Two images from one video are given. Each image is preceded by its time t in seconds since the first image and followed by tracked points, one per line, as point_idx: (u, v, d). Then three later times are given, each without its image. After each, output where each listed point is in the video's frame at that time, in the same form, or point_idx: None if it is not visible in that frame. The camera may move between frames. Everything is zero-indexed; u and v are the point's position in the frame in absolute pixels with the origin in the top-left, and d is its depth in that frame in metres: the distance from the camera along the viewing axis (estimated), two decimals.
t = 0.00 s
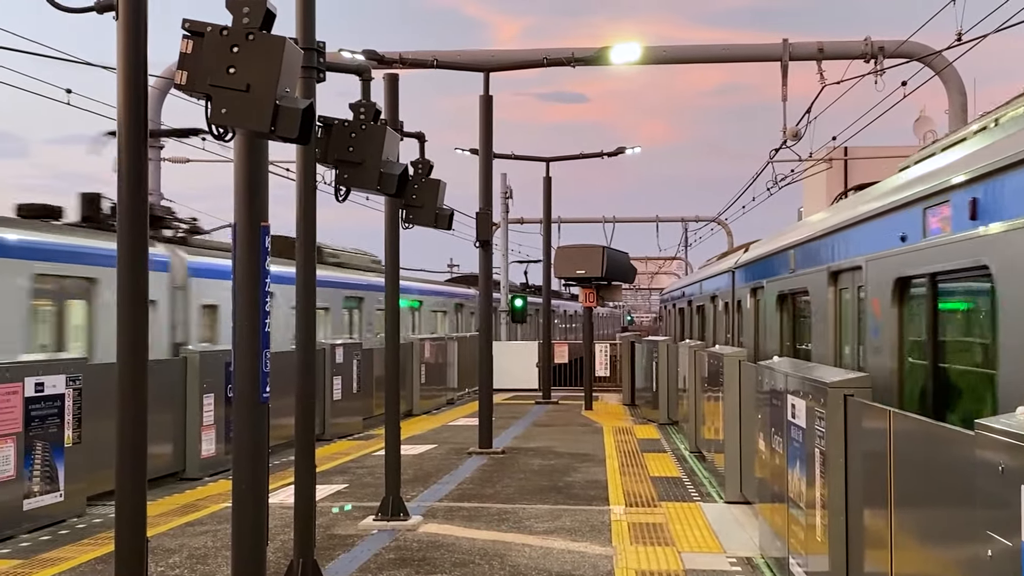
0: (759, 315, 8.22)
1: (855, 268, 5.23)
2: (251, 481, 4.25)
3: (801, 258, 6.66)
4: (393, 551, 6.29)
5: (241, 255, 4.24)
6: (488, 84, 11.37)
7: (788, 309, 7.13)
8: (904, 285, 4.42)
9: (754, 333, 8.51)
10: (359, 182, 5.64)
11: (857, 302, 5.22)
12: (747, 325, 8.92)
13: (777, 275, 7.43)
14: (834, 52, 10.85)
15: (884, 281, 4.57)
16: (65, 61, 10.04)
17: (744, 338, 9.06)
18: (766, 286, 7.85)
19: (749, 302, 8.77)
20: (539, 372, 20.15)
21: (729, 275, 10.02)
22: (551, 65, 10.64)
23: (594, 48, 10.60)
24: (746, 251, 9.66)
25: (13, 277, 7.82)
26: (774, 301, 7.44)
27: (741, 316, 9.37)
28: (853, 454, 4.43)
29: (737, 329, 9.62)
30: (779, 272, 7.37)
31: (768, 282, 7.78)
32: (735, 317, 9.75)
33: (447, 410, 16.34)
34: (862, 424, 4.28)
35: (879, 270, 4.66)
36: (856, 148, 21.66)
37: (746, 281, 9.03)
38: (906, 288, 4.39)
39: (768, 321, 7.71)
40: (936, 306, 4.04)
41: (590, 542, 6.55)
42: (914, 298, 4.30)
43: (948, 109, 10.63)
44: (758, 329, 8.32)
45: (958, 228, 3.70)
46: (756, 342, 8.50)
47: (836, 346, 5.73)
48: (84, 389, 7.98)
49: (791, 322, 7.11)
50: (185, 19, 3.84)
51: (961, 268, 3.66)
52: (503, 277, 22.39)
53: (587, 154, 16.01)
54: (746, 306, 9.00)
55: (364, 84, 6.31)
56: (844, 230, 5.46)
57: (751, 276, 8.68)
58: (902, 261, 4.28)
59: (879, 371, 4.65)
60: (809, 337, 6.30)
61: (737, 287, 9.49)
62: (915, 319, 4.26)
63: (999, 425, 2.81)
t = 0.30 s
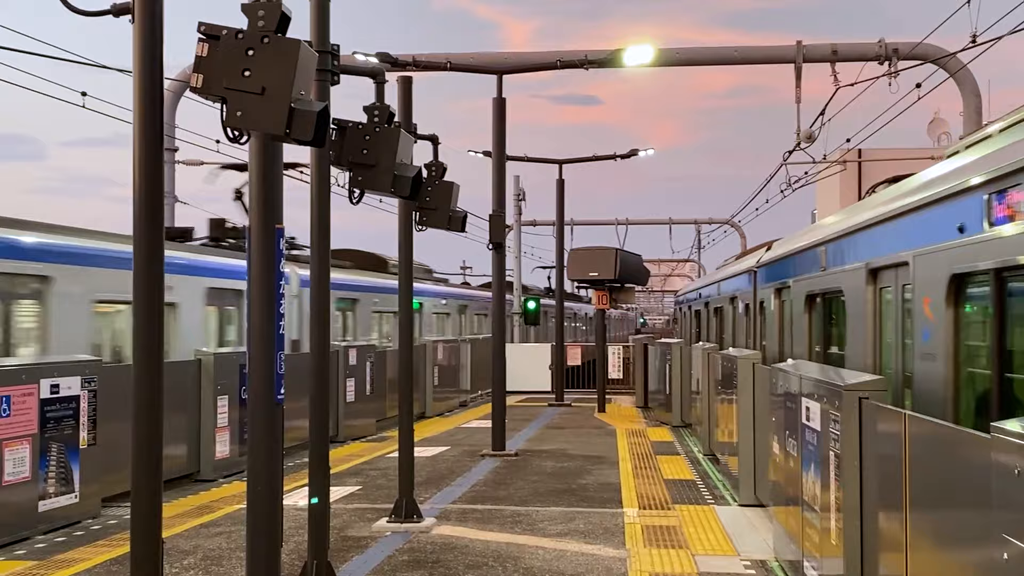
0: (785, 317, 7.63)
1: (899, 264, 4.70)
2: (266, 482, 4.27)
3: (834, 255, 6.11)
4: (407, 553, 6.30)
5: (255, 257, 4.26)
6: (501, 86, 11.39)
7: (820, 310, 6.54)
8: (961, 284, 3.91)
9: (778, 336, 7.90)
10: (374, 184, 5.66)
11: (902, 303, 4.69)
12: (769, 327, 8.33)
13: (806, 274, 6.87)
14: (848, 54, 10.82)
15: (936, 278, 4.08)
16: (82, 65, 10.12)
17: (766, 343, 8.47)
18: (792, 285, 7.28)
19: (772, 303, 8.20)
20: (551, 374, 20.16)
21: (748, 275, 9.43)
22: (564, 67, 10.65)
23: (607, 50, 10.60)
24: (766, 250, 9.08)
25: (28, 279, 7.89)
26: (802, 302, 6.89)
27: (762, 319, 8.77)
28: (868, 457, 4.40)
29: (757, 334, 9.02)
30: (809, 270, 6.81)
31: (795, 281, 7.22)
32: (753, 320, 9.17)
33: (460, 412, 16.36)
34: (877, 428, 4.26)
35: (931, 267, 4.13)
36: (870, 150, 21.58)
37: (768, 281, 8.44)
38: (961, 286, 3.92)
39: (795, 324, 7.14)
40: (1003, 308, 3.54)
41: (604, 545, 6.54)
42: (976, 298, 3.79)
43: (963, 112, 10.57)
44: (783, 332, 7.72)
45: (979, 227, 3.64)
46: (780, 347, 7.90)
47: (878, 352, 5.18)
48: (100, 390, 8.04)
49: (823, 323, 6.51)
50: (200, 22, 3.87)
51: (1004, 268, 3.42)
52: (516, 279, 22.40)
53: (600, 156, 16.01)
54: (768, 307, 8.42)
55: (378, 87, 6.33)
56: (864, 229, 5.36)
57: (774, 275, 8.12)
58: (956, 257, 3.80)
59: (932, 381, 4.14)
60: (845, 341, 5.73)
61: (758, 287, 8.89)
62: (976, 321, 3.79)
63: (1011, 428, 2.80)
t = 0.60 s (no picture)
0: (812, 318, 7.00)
1: (947, 259, 4.13)
2: (279, 481, 4.29)
3: (868, 250, 5.51)
4: (419, 555, 6.31)
5: (268, 259, 4.28)
6: (513, 88, 11.40)
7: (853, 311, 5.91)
8: None
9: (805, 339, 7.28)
10: (386, 186, 5.69)
11: (951, 302, 4.13)
12: (792, 329, 7.74)
13: (835, 272, 6.27)
14: (860, 56, 10.78)
15: (994, 273, 3.56)
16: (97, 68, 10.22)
17: (789, 347, 7.86)
18: (819, 284, 6.70)
19: (795, 304, 7.61)
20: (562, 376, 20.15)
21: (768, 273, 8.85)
22: (576, 69, 10.66)
23: (619, 52, 10.61)
24: (788, 247, 8.51)
25: (42, 281, 7.93)
26: (831, 303, 6.29)
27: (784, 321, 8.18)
28: (881, 460, 4.39)
29: (778, 336, 8.42)
30: (839, 268, 6.20)
31: (823, 280, 6.61)
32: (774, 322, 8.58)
33: (471, 414, 16.38)
34: (891, 430, 4.24)
35: (990, 261, 3.60)
36: (882, 151, 21.49)
37: (792, 279, 7.83)
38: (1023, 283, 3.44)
39: (823, 327, 6.54)
40: None
41: (616, 547, 6.54)
42: None
43: (976, 113, 10.51)
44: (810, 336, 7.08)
45: (1002, 225, 3.56)
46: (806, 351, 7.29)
47: (919, 358, 4.57)
48: (114, 392, 8.10)
49: (853, 326, 5.93)
50: (214, 25, 3.90)
51: None
52: (527, 281, 22.42)
53: (611, 158, 16.01)
54: (791, 308, 7.81)
55: (391, 89, 6.36)
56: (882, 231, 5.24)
57: (798, 274, 7.53)
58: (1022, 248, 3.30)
59: (990, 390, 3.64)
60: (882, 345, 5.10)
61: (781, 287, 8.29)
62: None
63: None
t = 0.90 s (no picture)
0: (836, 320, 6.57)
1: (996, 253, 3.69)
2: (288, 481, 4.30)
3: (897, 247, 5.08)
4: (428, 556, 6.31)
5: (278, 260, 4.30)
6: (522, 89, 11.41)
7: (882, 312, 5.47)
8: None
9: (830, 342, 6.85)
10: (395, 187, 5.70)
11: (1000, 301, 3.70)
12: (814, 330, 7.32)
13: (863, 269, 5.84)
14: (870, 57, 10.75)
15: None
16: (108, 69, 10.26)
17: (811, 349, 7.43)
18: (844, 283, 6.27)
19: (818, 305, 7.18)
20: (570, 378, 20.14)
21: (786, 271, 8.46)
22: (585, 70, 10.66)
23: (627, 53, 10.61)
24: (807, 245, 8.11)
25: (52, 283, 7.97)
26: (857, 303, 5.87)
27: (804, 322, 7.77)
28: (891, 461, 4.37)
29: (798, 339, 8.02)
30: (865, 266, 5.78)
31: (848, 279, 6.17)
32: (792, 323, 8.17)
33: (480, 415, 16.38)
34: (900, 432, 4.23)
35: None
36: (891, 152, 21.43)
37: (813, 278, 7.41)
38: None
39: (848, 330, 6.10)
40: None
41: (625, 549, 6.53)
42: None
43: (986, 114, 10.47)
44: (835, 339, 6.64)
45: (1011, 229, 3.55)
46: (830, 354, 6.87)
47: (963, 363, 4.15)
48: (125, 393, 8.14)
49: (881, 326, 5.51)
50: (224, 26, 3.91)
51: None
52: (536, 282, 22.41)
53: (620, 159, 16.00)
54: (813, 309, 7.38)
55: (400, 90, 6.38)
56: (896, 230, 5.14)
57: (821, 273, 7.10)
58: None
59: None
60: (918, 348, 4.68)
61: (800, 286, 7.88)
62: None
63: None
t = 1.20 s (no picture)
0: (858, 323, 6.16)
1: None
2: (295, 483, 4.31)
3: (925, 243, 4.71)
4: (434, 558, 6.33)
5: (286, 262, 4.31)
6: (529, 91, 11.43)
7: (910, 312, 5.05)
8: None
9: (851, 346, 6.45)
10: (402, 189, 5.72)
11: None
12: (833, 333, 6.92)
13: (888, 267, 5.43)
14: (876, 60, 10.75)
15: None
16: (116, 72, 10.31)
17: (829, 352, 7.04)
18: (867, 282, 5.88)
19: (836, 306, 6.80)
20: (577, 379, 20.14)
21: (802, 271, 8.08)
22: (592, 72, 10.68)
23: (634, 56, 10.62)
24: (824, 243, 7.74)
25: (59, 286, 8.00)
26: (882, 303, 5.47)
27: (822, 324, 7.39)
28: (898, 464, 4.37)
29: (815, 342, 7.64)
30: (890, 264, 5.38)
31: (871, 279, 5.78)
32: (810, 325, 7.79)
33: (486, 417, 16.40)
34: (907, 435, 4.23)
35: None
36: (898, 155, 21.40)
37: (830, 277, 7.03)
38: None
39: (870, 332, 5.70)
40: None
41: (632, 551, 6.53)
42: None
43: (993, 117, 10.44)
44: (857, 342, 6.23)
45: (1018, 232, 3.55)
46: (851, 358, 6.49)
47: (1006, 370, 3.76)
48: (132, 394, 8.18)
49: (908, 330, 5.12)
50: (232, 29, 3.94)
51: None
52: (542, 284, 22.41)
53: (626, 161, 16.01)
54: (831, 311, 6.99)
55: (407, 92, 6.41)
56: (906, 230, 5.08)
57: (840, 273, 6.71)
58: None
59: None
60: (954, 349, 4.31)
61: (817, 286, 7.51)
62: None
63: None
